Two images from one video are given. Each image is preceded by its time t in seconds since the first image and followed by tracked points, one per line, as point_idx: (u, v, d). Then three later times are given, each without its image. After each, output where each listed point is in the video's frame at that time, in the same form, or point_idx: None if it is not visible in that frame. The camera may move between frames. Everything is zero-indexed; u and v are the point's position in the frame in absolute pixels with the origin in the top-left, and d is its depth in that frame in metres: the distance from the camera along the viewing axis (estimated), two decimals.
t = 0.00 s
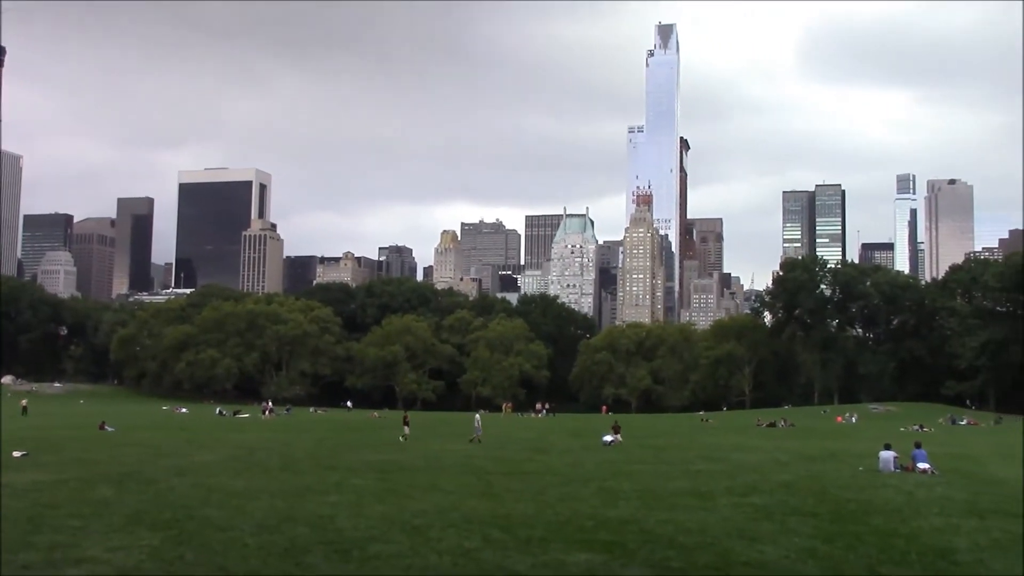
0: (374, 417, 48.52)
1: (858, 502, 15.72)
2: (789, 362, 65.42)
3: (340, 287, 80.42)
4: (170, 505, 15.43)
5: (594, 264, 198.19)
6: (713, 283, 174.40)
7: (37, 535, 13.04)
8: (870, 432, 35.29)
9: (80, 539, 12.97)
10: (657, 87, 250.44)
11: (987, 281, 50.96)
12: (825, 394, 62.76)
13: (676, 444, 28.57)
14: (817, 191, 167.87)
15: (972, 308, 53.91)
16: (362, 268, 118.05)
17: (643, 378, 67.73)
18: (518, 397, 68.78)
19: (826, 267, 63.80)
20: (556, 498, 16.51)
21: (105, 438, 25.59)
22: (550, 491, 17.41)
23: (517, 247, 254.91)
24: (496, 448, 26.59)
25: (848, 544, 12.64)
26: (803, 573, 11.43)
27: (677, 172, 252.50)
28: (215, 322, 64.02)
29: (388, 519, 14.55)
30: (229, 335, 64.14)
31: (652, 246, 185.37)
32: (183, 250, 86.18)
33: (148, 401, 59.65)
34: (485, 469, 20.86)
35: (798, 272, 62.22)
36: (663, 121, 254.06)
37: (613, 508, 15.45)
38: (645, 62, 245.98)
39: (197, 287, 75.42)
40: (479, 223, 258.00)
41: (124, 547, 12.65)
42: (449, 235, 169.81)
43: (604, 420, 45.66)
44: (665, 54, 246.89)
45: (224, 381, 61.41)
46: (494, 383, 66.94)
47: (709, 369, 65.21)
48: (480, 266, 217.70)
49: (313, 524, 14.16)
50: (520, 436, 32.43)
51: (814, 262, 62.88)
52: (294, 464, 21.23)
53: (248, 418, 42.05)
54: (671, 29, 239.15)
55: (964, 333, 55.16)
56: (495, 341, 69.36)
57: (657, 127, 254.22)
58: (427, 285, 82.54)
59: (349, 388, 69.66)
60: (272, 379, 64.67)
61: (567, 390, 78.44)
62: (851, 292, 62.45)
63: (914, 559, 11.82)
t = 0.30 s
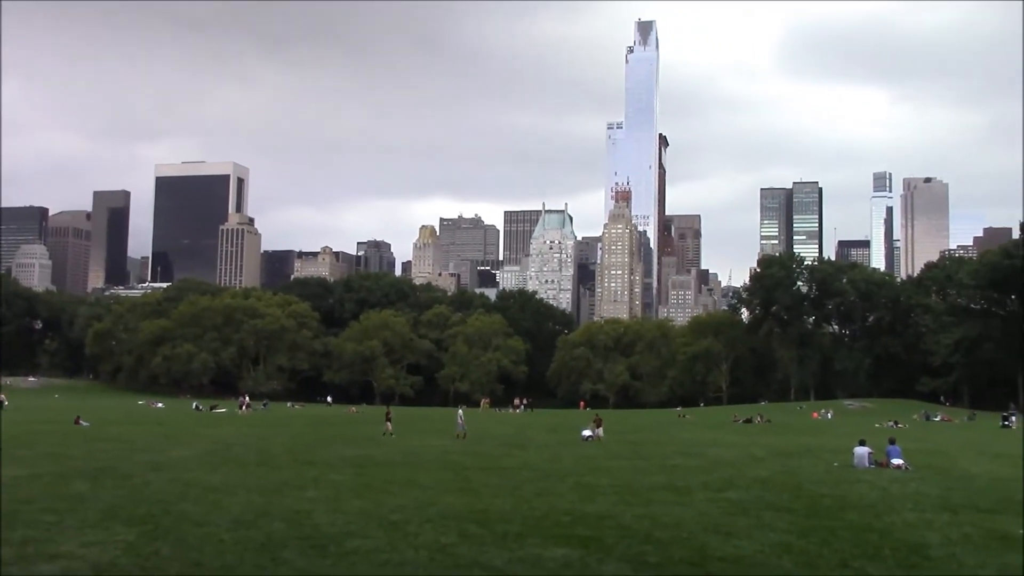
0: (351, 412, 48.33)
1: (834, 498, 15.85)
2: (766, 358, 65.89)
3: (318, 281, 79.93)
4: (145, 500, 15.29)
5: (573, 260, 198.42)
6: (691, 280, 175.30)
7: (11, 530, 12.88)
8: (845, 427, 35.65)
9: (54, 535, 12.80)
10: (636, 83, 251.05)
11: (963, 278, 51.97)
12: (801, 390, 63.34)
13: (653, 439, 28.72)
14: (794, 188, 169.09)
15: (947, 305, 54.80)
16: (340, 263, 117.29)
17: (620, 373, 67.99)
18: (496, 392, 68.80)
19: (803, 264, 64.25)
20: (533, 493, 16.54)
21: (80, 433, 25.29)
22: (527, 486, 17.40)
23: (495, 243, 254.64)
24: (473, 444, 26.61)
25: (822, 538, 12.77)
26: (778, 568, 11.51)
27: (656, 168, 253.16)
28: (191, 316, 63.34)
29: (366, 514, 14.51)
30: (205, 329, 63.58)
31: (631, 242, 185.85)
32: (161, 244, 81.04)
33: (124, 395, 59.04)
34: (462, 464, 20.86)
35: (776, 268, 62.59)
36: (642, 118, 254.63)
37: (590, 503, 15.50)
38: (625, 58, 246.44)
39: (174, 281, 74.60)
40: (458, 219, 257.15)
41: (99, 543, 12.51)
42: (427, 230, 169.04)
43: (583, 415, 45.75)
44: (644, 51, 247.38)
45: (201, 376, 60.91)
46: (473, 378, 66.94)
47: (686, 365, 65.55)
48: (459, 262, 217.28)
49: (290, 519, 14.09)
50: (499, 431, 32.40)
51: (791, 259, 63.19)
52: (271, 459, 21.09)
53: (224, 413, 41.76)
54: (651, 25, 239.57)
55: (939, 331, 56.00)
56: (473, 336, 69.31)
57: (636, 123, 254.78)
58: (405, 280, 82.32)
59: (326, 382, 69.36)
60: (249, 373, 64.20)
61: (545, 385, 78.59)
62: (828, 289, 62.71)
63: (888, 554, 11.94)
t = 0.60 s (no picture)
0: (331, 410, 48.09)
1: (813, 493, 15.97)
2: (746, 354, 66.26)
3: (298, 278, 79.42)
4: (124, 499, 15.15)
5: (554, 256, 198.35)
6: (671, 276, 175.76)
7: None
8: (824, 423, 35.92)
9: (31, 533, 12.65)
10: (616, 79, 251.39)
11: (940, 275, 52.58)
12: (780, 386, 63.73)
13: (634, 435, 28.79)
14: (773, 184, 169.98)
15: (925, 301, 55.43)
16: (320, 260, 116.70)
17: (601, 369, 68.19)
18: (477, 389, 68.76)
19: (782, 261, 64.73)
20: (514, 489, 16.54)
21: (57, 431, 25.02)
22: (507, 482, 17.40)
23: (476, 239, 254.06)
24: (454, 441, 26.54)
25: (802, 534, 12.85)
26: (758, 563, 11.57)
27: (636, 165, 253.50)
28: (170, 313, 62.75)
29: (346, 511, 14.45)
30: (184, 326, 63.01)
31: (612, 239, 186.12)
32: (138, 241, 84.38)
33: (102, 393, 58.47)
34: (443, 461, 20.81)
35: (756, 265, 62.98)
36: (623, 114, 255.00)
37: (571, 500, 15.52)
38: (605, 54, 246.47)
39: (153, 277, 73.95)
40: (439, 215, 256.41)
41: (76, 541, 12.39)
42: (408, 226, 168.13)
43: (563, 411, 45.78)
44: (624, 47, 247.66)
45: (180, 373, 60.46)
46: (453, 375, 66.87)
47: (667, 361, 65.85)
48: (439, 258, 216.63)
49: (270, 516, 14.02)
50: (480, 428, 32.37)
51: (771, 255, 63.59)
52: (250, 456, 20.96)
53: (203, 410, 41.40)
54: (631, 22, 239.68)
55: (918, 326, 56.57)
56: (454, 333, 69.28)
57: (616, 119, 255.00)
58: (386, 277, 82.02)
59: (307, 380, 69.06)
60: (229, 371, 63.83)
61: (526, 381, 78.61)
62: (807, 286, 63.00)
63: (866, 549, 12.04)
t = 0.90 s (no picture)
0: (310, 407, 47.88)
1: (789, 489, 16.11)
2: (726, 352, 66.66)
3: (277, 274, 78.77)
4: (100, 495, 15.00)
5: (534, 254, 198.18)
6: (651, 274, 176.43)
7: None
8: (801, 421, 36.24)
9: (6, 530, 12.48)
10: (597, 77, 252.03)
11: (919, 274, 53.06)
12: (759, 383, 64.21)
13: (613, 433, 28.91)
14: (753, 183, 171.07)
15: (903, 299, 55.95)
16: (300, 257, 115.98)
17: (582, 367, 68.46)
18: (457, 386, 68.73)
19: (760, 259, 65.36)
20: (493, 487, 16.54)
21: (30, 426, 24.66)
22: (486, 479, 17.39)
23: (456, 237, 253.54)
24: (433, 437, 26.51)
25: (780, 530, 12.93)
26: (735, 559, 11.65)
27: (617, 163, 254.16)
28: (148, 309, 62.02)
29: (325, 508, 14.39)
30: (162, 323, 62.38)
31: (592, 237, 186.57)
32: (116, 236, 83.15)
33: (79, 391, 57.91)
34: (423, 458, 20.78)
35: (735, 264, 63.42)
36: (603, 112, 255.84)
37: (551, 496, 15.55)
38: (587, 53, 247.30)
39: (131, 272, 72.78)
40: (420, 212, 255.64)
41: (53, 538, 12.24)
42: (388, 223, 167.10)
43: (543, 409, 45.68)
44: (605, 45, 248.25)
45: (158, 370, 60.09)
46: (433, 372, 66.82)
47: (646, 358, 66.20)
48: (419, 255, 215.87)
49: (249, 513, 13.94)
50: (459, 425, 32.36)
51: (750, 254, 63.99)
52: (228, 453, 20.80)
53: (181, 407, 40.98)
54: (612, 20, 240.66)
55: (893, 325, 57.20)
56: (434, 330, 69.29)
57: (597, 118, 255.95)
58: (366, 274, 81.76)
59: (286, 376, 68.79)
60: (207, 367, 63.55)
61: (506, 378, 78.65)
62: (785, 283, 64.08)
63: (843, 545, 12.15)
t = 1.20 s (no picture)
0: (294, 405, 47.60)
1: (772, 486, 16.22)
2: (708, 349, 67.00)
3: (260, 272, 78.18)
4: (81, 494, 14.85)
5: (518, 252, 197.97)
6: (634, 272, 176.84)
7: None
8: (784, 418, 36.45)
9: None
10: (581, 76, 252.88)
11: (901, 272, 53.63)
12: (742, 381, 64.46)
13: (596, 430, 28.96)
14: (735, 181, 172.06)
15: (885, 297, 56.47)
16: (282, 255, 115.28)
17: (565, 364, 68.61)
18: (441, 384, 68.63)
19: (743, 257, 65.60)
20: (477, 484, 16.52)
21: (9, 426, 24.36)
22: (470, 477, 17.37)
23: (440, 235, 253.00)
24: (417, 435, 26.43)
25: (762, 527, 12.99)
26: (719, 556, 11.69)
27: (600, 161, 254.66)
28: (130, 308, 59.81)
29: (308, 507, 14.33)
30: (144, 320, 61.43)
31: (575, 235, 186.76)
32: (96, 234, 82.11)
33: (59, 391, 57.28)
34: (407, 456, 20.73)
35: (718, 261, 63.74)
36: (586, 110, 256.39)
37: (535, 494, 15.56)
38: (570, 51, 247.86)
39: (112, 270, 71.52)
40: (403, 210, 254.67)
41: (34, 538, 12.10)
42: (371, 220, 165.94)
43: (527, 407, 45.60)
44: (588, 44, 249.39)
45: (140, 369, 60.02)
46: (417, 370, 66.74)
47: (629, 355, 66.52)
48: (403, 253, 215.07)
49: (232, 512, 13.85)
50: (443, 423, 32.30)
51: (733, 251, 64.33)
52: (210, 452, 20.66)
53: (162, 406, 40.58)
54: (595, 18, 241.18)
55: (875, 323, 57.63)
56: (418, 328, 69.23)
57: (580, 116, 256.50)
58: (349, 272, 81.47)
59: (269, 374, 68.58)
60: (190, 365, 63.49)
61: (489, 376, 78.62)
62: (768, 281, 64.31)
63: (825, 541, 12.24)
